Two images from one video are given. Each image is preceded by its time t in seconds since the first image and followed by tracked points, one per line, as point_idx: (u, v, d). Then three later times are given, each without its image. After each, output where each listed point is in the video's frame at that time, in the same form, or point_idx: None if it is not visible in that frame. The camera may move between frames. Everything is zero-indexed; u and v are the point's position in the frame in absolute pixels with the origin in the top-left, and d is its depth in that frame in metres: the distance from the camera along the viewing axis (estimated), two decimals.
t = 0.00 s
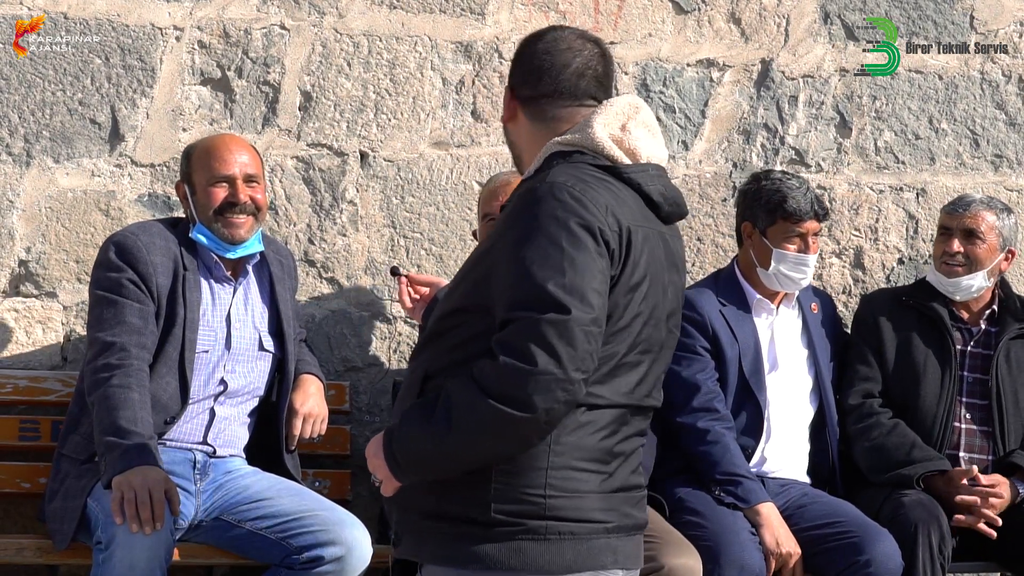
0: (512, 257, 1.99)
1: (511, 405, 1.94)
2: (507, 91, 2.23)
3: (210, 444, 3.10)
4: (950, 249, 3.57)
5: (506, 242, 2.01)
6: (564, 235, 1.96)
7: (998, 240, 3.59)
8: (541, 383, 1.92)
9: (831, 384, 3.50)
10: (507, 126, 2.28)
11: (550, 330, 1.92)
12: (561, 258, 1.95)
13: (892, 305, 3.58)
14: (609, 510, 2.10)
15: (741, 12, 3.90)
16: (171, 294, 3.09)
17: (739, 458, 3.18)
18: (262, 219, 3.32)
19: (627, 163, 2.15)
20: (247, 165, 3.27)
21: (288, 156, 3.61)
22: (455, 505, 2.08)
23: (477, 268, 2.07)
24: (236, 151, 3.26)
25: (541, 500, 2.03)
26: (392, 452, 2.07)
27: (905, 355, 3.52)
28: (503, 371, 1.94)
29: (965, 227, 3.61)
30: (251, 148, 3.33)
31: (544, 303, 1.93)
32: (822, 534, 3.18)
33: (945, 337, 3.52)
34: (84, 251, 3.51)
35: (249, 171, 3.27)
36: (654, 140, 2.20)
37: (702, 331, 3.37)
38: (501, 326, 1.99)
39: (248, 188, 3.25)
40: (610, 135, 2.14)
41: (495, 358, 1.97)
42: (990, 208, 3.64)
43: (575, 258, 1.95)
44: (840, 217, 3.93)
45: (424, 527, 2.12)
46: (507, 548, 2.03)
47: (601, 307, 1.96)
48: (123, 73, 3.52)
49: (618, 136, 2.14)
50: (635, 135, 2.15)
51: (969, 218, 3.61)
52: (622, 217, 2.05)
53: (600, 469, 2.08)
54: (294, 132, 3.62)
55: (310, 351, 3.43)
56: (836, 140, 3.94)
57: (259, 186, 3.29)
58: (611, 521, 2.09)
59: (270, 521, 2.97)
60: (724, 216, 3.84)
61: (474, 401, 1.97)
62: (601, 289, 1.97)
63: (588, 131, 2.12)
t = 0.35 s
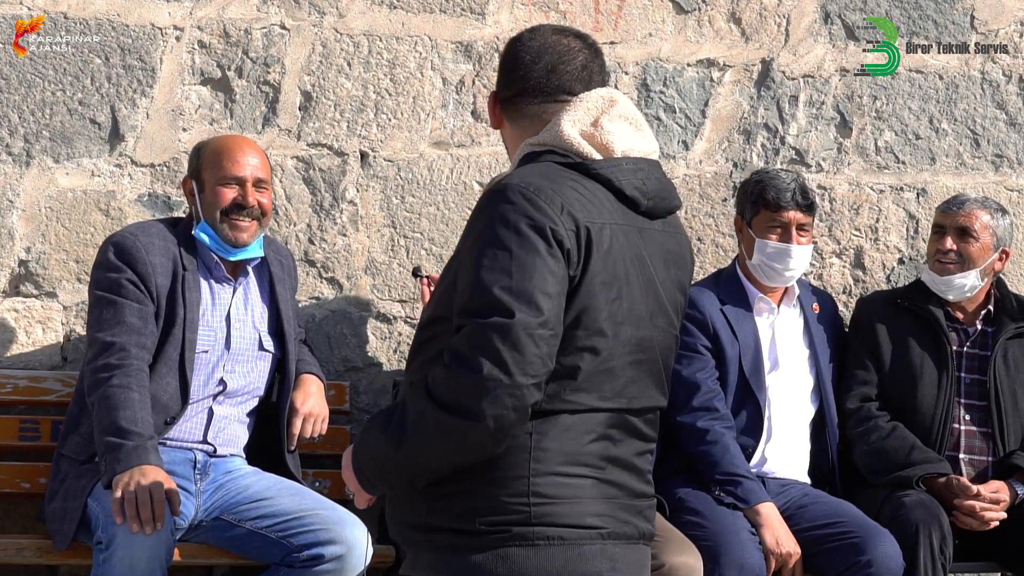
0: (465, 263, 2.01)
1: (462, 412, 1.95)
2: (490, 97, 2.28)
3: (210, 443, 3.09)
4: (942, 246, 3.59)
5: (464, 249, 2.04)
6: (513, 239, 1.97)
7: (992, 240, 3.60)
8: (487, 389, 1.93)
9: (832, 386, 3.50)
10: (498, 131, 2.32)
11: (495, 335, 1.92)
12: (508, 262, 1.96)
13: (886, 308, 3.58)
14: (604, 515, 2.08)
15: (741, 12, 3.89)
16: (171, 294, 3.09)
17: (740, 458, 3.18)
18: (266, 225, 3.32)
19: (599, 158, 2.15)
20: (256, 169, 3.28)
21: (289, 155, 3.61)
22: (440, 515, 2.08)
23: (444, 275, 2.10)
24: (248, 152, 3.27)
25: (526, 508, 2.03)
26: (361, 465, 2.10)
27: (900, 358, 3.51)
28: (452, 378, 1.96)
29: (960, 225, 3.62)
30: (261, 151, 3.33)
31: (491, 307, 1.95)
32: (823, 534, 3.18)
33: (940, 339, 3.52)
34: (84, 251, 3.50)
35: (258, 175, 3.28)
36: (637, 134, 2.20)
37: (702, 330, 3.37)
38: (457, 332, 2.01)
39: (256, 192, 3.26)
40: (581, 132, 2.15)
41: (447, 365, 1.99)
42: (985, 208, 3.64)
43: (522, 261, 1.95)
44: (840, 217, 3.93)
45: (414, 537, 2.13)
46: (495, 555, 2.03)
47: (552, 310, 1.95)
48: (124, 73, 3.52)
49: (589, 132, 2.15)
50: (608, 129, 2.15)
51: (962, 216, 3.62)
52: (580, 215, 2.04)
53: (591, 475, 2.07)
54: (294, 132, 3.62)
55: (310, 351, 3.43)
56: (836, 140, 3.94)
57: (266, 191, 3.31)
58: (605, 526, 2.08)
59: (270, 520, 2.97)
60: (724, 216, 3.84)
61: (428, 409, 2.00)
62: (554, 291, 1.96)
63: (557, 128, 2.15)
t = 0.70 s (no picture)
0: (454, 285, 2.01)
1: (451, 436, 1.97)
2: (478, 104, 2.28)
3: (212, 443, 3.09)
4: (943, 256, 3.56)
5: (453, 267, 2.04)
6: (501, 259, 1.97)
7: (991, 246, 3.58)
8: (476, 414, 1.94)
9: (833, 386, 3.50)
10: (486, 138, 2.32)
11: (482, 361, 1.93)
12: (495, 284, 1.95)
13: (883, 310, 3.57)
14: (599, 518, 2.08)
15: (742, 12, 3.89)
16: (172, 293, 3.09)
17: (740, 457, 3.17)
18: (271, 226, 3.31)
19: (590, 166, 2.13)
20: (268, 169, 3.27)
21: (289, 155, 3.61)
22: (436, 518, 2.10)
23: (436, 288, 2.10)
24: (259, 153, 3.28)
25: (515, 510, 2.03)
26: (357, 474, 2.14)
27: (899, 361, 3.50)
28: (442, 403, 1.98)
29: (960, 233, 3.59)
30: (273, 152, 3.33)
31: (480, 331, 1.95)
32: (824, 535, 3.18)
33: (940, 342, 3.50)
34: (84, 251, 3.50)
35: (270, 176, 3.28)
36: (628, 134, 2.18)
37: (703, 328, 3.37)
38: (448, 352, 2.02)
39: (267, 192, 3.26)
40: (571, 139, 2.14)
41: (436, 387, 2.00)
42: (984, 212, 3.61)
43: (508, 282, 1.95)
44: (840, 217, 3.93)
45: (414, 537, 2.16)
46: (484, 556, 2.05)
47: (540, 332, 1.96)
48: (125, 73, 3.52)
49: (579, 138, 2.14)
50: (599, 134, 2.13)
51: (962, 224, 3.59)
52: (568, 230, 2.02)
53: (586, 478, 2.07)
54: (295, 132, 3.62)
55: (311, 351, 3.43)
56: (837, 140, 3.94)
57: (276, 193, 3.30)
58: (598, 529, 2.07)
59: (272, 518, 2.97)
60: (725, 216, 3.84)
61: (418, 430, 2.02)
62: (541, 312, 1.96)
63: (547, 136, 2.13)
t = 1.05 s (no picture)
0: (484, 294, 1.99)
1: (482, 445, 1.96)
2: (482, 117, 2.23)
3: (215, 445, 3.09)
4: (971, 289, 3.47)
5: (482, 277, 2.02)
6: (535, 273, 1.95)
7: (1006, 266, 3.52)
8: (510, 427, 1.94)
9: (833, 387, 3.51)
10: (485, 155, 2.26)
11: (518, 373, 1.92)
12: (529, 298, 1.94)
13: (881, 312, 3.57)
14: (610, 513, 2.09)
15: (743, 12, 3.89)
16: (178, 294, 3.08)
17: (740, 457, 3.17)
18: (273, 225, 3.31)
19: (613, 179, 2.12)
20: (268, 168, 3.27)
21: (290, 155, 3.61)
22: (447, 515, 2.08)
23: (459, 297, 2.08)
24: (258, 152, 3.27)
25: (534, 504, 2.03)
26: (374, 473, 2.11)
27: (900, 364, 3.50)
28: (475, 413, 1.96)
29: (983, 264, 3.48)
30: (273, 150, 3.33)
31: (513, 344, 1.94)
32: (824, 535, 3.18)
33: (939, 345, 3.50)
34: (85, 251, 3.50)
35: (270, 174, 3.28)
36: (644, 145, 2.17)
37: (703, 329, 3.37)
38: (477, 362, 2.01)
39: (266, 191, 3.26)
40: (592, 150, 2.12)
41: (468, 397, 1.99)
42: (1001, 236, 3.49)
43: (543, 295, 1.93)
44: (841, 217, 3.92)
45: (424, 532, 2.13)
46: (501, 547, 2.03)
47: (573, 346, 1.95)
48: (125, 73, 3.52)
49: (600, 150, 2.12)
50: (619, 146, 2.12)
51: (988, 256, 3.47)
52: (599, 246, 2.01)
53: (599, 474, 2.08)
54: (296, 132, 3.62)
55: (313, 351, 3.43)
56: (838, 140, 3.94)
57: (276, 192, 3.30)
58: (611, 523, 2.08)
59: (275, 515, 2.98)
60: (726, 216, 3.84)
61: (446, 437, 2.00)
62: (574, 326, 1.95)
63: (569, 148, 2.11)
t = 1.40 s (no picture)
0: (534, 268, 1.99)
1: (539, 415, 1.96)
2: (532, 99, 2.22)
3: (215, 447, 3.09)
4: (976, 298, 3.46)
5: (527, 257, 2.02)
6: (587, 248, 1.98)
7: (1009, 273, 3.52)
8: (570, 394, 1.94)
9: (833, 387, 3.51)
10: (519, 137, 2.24)
11: (578, 342, 1.94)
12: (584, 271, 1.96)
13: (884, 314, 3.57)
14: (636, 509, 2.15)
15: (744, 12, 3.89)
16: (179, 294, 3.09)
17: (740, 456, 3.17)
18: (274, 228, 3.30)
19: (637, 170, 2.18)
20: (265, 172, 3.25)
21: (291, 155, 3.61)
22: (486, 509, 2.10)
23: (497, 281, 2.07)
24: (256, 156, 3.25)
25: (575, 501, 2.07)
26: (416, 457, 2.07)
27: (901, 365, 3.50)
28: (533, 382, 1.95)
29: (988, 273, 3.47)
30: (270, 154, 3.31)
31: (570, 315, 1.95)
32: (824, 535, 3.18)
33: (942, 348, 3.50)
34: (86, 251, 3.50)
35: (267, 179, 3.26)
36: (658, 144, 2.25)
37: (704, 329, 3.37)
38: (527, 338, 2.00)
39: (264, 195, 3.24)
40: (619, 143, 2.16)
41: (523, 370, 1.98)
42: (1004, 244, 3.48)
43: (597, 269, 1.96)
44: (842, 217, 3.93)
45: (456, 527, 2.14)
46: (540, 548, 2.05)
47: (624, 318, 1.99)
48: (126, 73, 3.52)
49: (624, 144, 2.17)
50: (641, 141, 2.19)
51: (992, 265, 3.46)
52: (640, 227, 2.07)
53: (628, 469, 2.13)
54: (297, 132, 3.62)
55: (313, 352, 3.43)
56: (839, 140, 3.94)
57: (275, 196, 3.28)
58: (636, 520, 2.14)
59: (274, 515, 2.97)
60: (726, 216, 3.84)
61: (499, 410, 1.98)
62: (624, 299, 1.99)
63: (598, 140, 2.15)
